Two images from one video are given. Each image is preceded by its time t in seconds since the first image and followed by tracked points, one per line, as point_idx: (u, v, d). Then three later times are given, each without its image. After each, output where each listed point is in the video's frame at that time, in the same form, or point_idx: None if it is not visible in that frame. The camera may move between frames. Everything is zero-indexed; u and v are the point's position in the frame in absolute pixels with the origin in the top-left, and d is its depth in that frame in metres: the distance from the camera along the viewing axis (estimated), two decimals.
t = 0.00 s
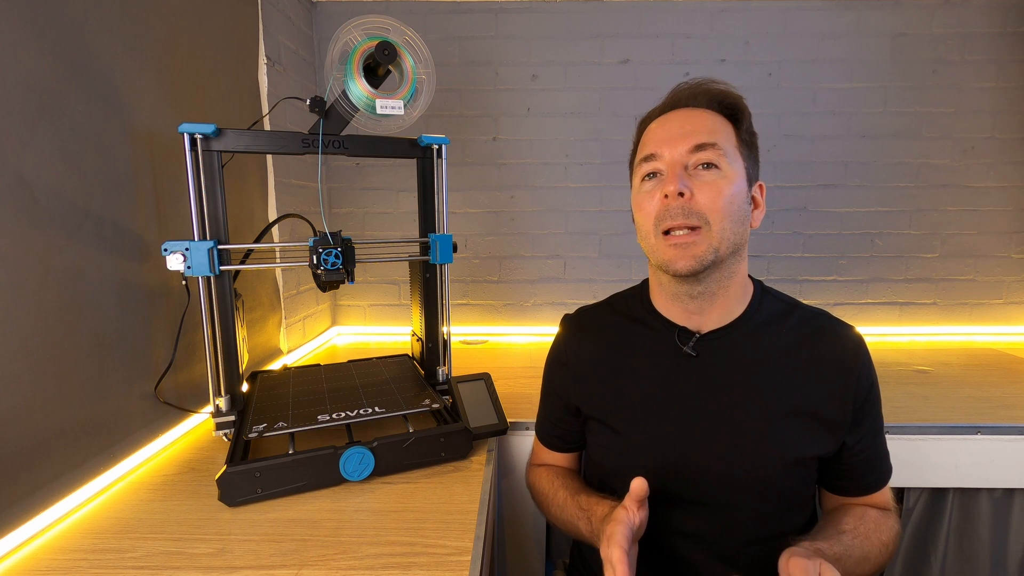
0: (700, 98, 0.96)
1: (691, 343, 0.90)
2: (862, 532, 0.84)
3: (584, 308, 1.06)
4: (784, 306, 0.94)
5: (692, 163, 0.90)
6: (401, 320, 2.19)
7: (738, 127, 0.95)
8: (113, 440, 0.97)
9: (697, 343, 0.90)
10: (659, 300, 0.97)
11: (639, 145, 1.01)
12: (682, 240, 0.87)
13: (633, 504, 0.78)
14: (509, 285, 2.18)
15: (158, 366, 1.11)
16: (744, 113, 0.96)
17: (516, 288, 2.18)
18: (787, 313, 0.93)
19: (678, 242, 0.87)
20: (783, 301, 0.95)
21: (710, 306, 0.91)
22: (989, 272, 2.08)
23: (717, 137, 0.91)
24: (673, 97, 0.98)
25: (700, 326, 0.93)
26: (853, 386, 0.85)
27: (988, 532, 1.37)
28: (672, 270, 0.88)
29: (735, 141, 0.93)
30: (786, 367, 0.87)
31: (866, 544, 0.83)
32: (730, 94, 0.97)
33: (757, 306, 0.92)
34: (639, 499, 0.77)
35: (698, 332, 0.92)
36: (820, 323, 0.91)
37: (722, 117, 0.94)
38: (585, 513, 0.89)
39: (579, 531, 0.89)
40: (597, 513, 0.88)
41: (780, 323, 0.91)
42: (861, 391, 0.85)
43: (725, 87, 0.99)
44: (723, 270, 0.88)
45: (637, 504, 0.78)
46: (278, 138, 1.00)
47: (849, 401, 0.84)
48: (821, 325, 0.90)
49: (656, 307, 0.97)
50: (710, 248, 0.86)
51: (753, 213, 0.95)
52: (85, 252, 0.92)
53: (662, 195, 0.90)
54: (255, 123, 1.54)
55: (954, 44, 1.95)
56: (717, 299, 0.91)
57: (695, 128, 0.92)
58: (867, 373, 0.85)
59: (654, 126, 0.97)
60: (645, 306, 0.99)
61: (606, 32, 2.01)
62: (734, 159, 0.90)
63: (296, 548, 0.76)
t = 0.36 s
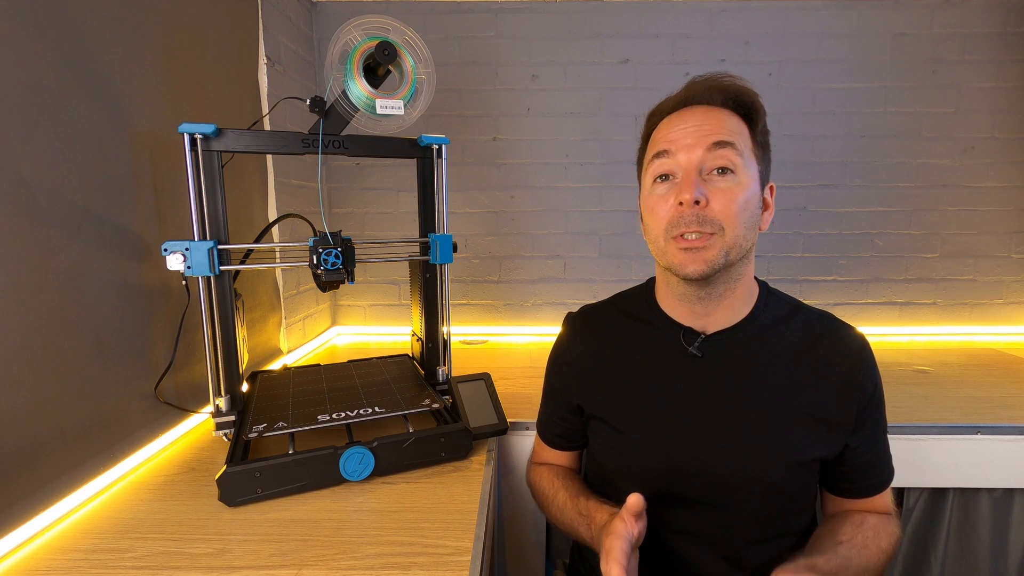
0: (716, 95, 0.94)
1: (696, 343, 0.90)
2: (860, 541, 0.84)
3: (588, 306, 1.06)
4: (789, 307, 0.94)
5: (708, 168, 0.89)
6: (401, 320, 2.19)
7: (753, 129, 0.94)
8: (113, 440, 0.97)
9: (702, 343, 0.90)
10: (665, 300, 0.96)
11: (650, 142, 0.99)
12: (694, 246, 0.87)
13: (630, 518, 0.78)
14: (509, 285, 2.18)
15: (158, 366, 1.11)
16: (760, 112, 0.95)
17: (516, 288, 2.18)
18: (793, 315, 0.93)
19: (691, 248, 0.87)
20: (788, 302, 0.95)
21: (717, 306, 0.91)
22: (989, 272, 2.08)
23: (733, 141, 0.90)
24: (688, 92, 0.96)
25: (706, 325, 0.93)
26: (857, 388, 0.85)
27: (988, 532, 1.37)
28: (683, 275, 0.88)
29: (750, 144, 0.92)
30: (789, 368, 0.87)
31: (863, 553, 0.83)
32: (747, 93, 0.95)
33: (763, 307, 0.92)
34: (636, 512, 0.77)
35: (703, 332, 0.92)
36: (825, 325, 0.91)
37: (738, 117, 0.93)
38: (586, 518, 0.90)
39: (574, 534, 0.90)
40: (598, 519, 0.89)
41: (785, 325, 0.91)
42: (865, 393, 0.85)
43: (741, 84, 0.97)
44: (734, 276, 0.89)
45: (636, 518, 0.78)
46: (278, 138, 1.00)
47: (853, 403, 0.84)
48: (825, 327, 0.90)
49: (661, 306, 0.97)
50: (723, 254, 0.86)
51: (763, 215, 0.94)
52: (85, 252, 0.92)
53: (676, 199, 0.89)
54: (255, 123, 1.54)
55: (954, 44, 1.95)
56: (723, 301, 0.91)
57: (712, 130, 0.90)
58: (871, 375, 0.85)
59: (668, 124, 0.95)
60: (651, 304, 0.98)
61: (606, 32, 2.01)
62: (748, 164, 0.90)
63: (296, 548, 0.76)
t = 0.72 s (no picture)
0: (709, 96, 0.94)
1: (699, 346, 0.90)
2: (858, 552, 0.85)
3: (588, 306, 1.06)
4: (794, 310, 0.94)
5: (702, 169, 0.89)
6: (401, 320, 2.19)
7: (749, 125, 0.94)
8: (113, 440, 0.97)
9: (705, 346, 0.90)
10: (667, 303, 0.96)
11: (645, 147, 0.99)
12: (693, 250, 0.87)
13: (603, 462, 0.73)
14: (509, 285, 2.18)
15: (158, 366, 1.11)
16: (754, 110, 0.95)
17: (516, 288, 2.18)
18: (797, 318, 0.93)
19: (689, 252, 0.87)
20: (792, 305, 0.95)
21: (720, 309, 0.90)
22: (989, 272, 2.08)
23: (727, 141, 0.89)
24: (681, 95, 0.96)
25: (709, 328, 0.92)
26: (862, 393, 0.85)
27: (987, 532, 1.37)
28: (682, 279, 0.88)
29: (745, 142, 0.91)
30: (792, 371, 0.87)
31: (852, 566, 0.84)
32: (739, 90, 0.95)
33: (767, 310, 0.92)
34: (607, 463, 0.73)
35: (707, 335, 0.92)
36: (829, 328, 0.91)
37: (732, 116, 0.93)
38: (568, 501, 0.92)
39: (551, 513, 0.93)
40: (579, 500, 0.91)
41: (789, 329, 0.91)
42: (870, 398, 0.85)
43: (734, 82, 0.97)
44: (735, 277, 0.88)
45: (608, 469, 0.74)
46: (278, 138, 1.00)
47: (858, 408, 0.85)
48: (829, 330, 0.90)
49: (664, 310, 0.97)
50: (721, 256, 0.86)
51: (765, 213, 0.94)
52: (85, 252, 0.92)
53: (670, 204, 0.89)
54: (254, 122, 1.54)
55: (954, 44, 1.95)
56: (728, 302, 0.90)
57: (705, 131, 0.90)
58: (876, 381, 0.86)
59: (661, 128, 0.95)
60: (653, 306, 0.98)
61: (606, 32, 2.01)
62: (744, 162, 0.89)
63: (296, 547, 0.76)
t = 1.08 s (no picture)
0: (712, 96, 0.94)
1: (704, 347, 0.90)
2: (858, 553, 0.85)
3: (590, 306, 1.06)
4: (797, 312, 0.94)
5: (698, 167, 0.88)
6: (401, 320, 2.19)
7: (754, 123, 0.91)
8: (113, 440, 0.97)
9: (710, 347, 0.89)
10: (669, 302, 0.96)
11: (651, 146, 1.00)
12: (687, 248, 0.88)
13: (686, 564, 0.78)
14: (509, 285, 2.18)
15: (158, 366, 1.11)
16: (761, 107, 0.93)
17: (516, 288, 2.18)
18: (799, 320, 0.93)
19: (683, 251, 0.88)
20: (795, 307, 0.95)
21: (722, 309, 0.90)
22: (989, 272, 2.08)
23: (725, 138, 0.88)
24: (686, 97, 0.97)
25: (714, 329, 0.92)
26: (864, 394, 0.85)
27: (988, 532, 1.37)
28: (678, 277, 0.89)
29: (746, 138, 0.89)
30: (793, 372, 0.87)
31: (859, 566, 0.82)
32: (745, 88, 0.93)
33: (770, 311, 0.91)
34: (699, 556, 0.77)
35: (711, 336, 0.91)
36: (831, 329, 0.91)
37: (735, 114, 0.91)
38: (615, 560, 0.88)
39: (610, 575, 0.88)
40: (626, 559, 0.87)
41: (793, 330, 0.91)
42: (872, 399, 0.86)
43: (740, 81, 0.96)
44: (733, 275, 0.88)
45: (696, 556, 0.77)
46: (278, 138, 1.00)
47: (860, 408, 0.85)
48: (831, 332, 0.91)
49: (667, 309, 0.96)
50: (716, 254, 0.86)
51: (771, 213, 0.93)
52: (85, 252, 0.91)
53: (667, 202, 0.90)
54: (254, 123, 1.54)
55: (954, 44, 1.95)
56: (731, 302, 0.90)
57: (703, 129, 0.90)
58: (877, 381, 0.86)
59: (665, 128, 0.96)
60: (655, 306, 0.98)
61: (606, 32, 2.01)
62: (743, 159, 0.88)
63: (296, 548, 0.76)
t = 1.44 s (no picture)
0: (728, 95, 0.93)
1: (706, 347, 0.90)
2: (859, 554, 0.85)
3: (593, 305, 1.06)
4: (801, 313, 0.94)
5: (713, 169, 0.88)
6: (401, 320, 2.19)
7: (768, 126, 0.91)
8: (113, 440, 0.97)
9: (712, 348, 0.89)
10: (673, 302, 0.96)
11: (663, 143, 0.99)
12: (697, 249, 0.87)
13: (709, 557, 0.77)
14: (509, 285, 2.18)
15: (158, 366, 1.11)
16: (776, 111, 0.92)
17: (516, 288, 2.18)
18: (802, 321, 0.93)
19: (693, 252, 0.87)
20: (799, 308, 0.95)
21: (727, 311, 0.90)
22: (989, 272, 2.08)
23: (741, 141, 0.88)
24: (701, 94, 0.96)
25: (717, 330, 0.92)
26: (867, 396, 0.85)
27: (987, 532, 1.37)
28: (685, 277, 0.88)
29: (762, 143, 0.89)
30: (797, 373, 0.87)
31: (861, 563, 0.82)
32: (761, 91, 0.93)
33: (773, 313, 0.91)
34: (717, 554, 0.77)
35: (714, 337, 0.91)
36: (834, 331, 0.91)
37: (751, 116, 0.91)
38: (617, 548, 0.88)
39: (612, 564, 0.88)
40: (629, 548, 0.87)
41: (796, 331, 0.91)
42: (875, 401, 0.85)
43: (756, 83, 0.95)
44: (740, 278, 0.87)
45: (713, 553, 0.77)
46: (278, 138, 1.00)
47: (862, 410, 0.85)
48: (835, 333, 0.91)
49: (670, 309, 0.96)
50: (726, 256, 0.86)
51: (779, 218, 0.93)
52: (85, 252, 0.91)
53: (679, 201, 0.89)
54: (254, 123, 1.54)
55: (954, 44, 1.95)
56: (735, 304, 0.90)
57: (720, 130, 0.89)
58: (881, 383, 0.86)
59: (679, 125, 0.95)
60: (660, 306, 0.98)
61: (606, 32, 2.01)
62: (758, 164, 0.87)
63: (296, 548, 0.76)
